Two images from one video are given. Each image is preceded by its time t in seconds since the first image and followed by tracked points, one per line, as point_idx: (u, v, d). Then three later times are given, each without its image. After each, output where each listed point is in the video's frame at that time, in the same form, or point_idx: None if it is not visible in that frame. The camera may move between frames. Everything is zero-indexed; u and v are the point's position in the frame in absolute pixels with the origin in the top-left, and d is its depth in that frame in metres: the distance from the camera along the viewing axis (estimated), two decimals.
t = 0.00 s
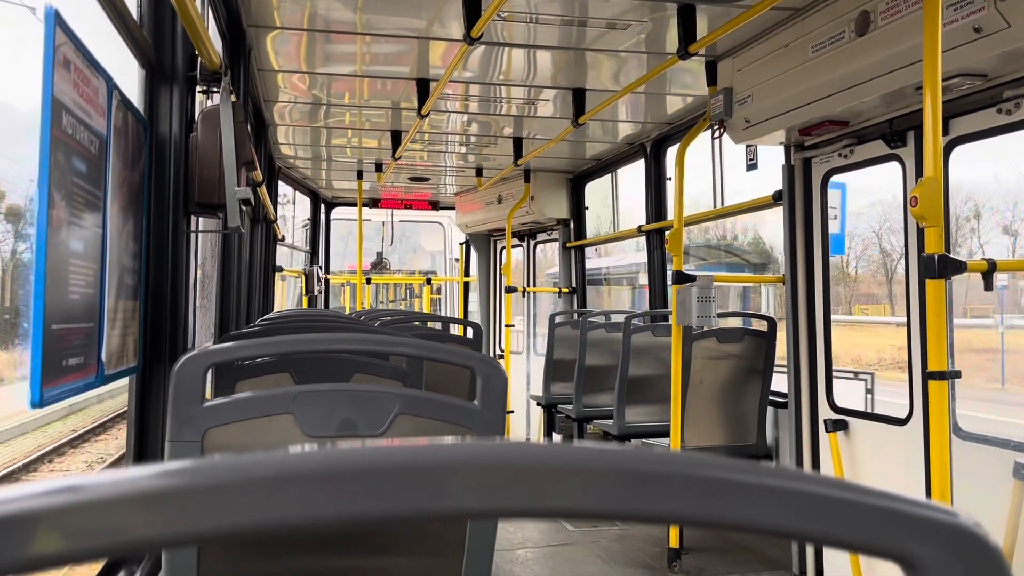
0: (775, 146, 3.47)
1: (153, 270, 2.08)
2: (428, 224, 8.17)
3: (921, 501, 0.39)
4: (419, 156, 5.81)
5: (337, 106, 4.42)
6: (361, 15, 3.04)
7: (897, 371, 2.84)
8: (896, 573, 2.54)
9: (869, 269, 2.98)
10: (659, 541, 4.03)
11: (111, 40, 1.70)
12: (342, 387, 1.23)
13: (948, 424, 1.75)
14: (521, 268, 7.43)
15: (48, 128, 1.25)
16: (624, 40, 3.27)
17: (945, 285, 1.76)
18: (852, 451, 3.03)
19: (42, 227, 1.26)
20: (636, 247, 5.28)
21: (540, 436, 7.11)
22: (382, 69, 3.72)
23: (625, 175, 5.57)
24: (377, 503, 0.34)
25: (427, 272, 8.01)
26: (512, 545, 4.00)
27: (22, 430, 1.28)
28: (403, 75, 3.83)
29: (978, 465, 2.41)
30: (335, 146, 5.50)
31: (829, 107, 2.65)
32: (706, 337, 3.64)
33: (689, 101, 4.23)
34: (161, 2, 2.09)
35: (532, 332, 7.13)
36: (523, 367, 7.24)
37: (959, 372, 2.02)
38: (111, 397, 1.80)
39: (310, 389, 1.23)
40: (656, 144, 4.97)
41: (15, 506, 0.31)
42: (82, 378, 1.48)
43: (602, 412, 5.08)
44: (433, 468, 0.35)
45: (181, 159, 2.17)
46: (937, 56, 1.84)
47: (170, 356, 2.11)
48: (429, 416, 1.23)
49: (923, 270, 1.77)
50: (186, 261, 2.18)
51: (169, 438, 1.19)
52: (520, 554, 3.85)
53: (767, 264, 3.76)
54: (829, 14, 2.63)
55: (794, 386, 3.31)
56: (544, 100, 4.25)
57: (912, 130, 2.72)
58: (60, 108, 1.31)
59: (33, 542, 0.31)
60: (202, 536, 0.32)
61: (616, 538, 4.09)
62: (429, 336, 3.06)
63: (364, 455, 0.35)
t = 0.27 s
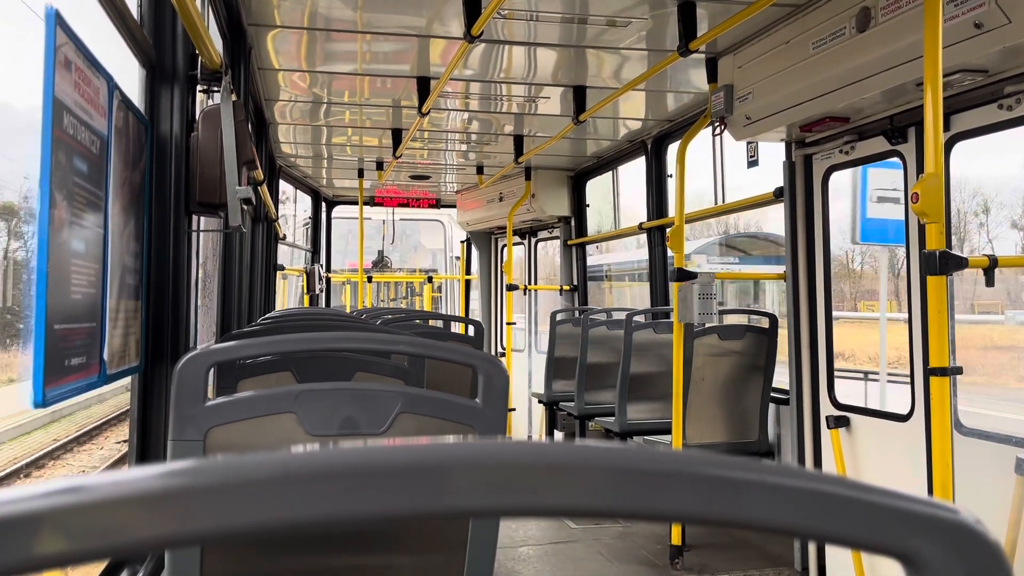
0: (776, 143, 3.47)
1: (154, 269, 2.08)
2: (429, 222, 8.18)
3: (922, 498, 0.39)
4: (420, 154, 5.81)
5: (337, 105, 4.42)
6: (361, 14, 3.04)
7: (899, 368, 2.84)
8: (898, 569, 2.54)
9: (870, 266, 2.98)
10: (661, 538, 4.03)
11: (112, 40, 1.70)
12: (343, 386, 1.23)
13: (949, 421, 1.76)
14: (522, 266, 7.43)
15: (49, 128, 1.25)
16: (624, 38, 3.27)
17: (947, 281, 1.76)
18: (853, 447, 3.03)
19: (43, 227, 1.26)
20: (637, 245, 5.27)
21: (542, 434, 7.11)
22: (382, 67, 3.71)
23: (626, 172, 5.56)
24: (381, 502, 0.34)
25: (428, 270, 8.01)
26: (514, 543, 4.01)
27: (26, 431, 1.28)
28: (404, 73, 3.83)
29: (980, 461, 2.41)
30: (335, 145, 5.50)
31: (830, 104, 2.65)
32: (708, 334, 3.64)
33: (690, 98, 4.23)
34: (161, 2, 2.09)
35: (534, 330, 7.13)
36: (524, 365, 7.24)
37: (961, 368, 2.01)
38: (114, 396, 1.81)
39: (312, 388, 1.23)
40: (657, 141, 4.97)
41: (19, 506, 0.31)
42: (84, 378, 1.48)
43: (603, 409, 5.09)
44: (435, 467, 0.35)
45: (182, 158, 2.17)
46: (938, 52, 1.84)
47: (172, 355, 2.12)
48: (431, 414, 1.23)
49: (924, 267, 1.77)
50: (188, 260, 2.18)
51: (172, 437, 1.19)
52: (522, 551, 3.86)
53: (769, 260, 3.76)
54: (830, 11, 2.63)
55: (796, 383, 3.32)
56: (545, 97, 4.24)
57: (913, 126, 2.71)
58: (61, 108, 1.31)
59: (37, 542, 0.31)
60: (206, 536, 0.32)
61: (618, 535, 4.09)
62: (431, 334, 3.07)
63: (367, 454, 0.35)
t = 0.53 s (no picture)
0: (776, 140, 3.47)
1: (155, 269, 2.08)
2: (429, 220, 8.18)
3: (921, 497, 0.39)
4: (421, 153, 5.81)
5: (337, 104, 4.42)
6: (360, 13, 3.04)
7: (899, 365, 2.84)
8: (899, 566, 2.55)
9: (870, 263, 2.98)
10: (663, 536, 4.04)
11: (112, 40, 1.70)
12: (345, 386, 1.24)
13: (950, 418, 1.76)
14: (522, 265, 7.43)
15: (49, 129, 1.26)
16: (624, 36, 3.27)
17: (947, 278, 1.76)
18: (854, 444, 3.03)
19: (45, 228, 1.26)
20: (638, 242, 5.27)
21: (543, 431, 7.11)
22: (382, 66, 3.71)
23: (626, 170, 5.56)
24: (382, 503, 0.34)
25: (429, 269, 8.01)
26: (516, 540, 4.02)
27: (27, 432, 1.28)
28: (404, 72, 3.83)
29: (981, 458, 2.41)
30: (335, 144, 5.50)
31: (829, 101, 2.65)
32: (709, 331, 3.64)
33: (690, 96, 4.23)
34: (160, 2, 2.10)
35: (535, 328, 7.13)
36: (525, 363, 7.24)
37: (961, 365, 2.01)
38: (116, 397, 1.81)
39: (313, 388, 1.23)
40: (657, 138, 4.97)
41: (23, 510, 0.31)
42: (85, 378, 1.49)
43: (604, 407, 5.09)
44: (435, 468, 0.35)
45: (182, 158, 2.17)
46: (937, 49, 1.83)
47: (173, 355, 2.12)
48: (432, 413, 1.23)
49: (924, 264, 1.77)
50: (188, 259, 2.19)
51: (173, 437, 1.19)
52: (524, 549, 3.87)
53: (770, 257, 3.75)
54: (829, 8, 2.62)
55: (797, 380, 3.32)
56: (545, 96, 4.24)
57: (913, 123, 2.71)
58: (61, 110, 1.31)
59: (41, 546, 0.31)
60: (208, 538, 0.33)
61: (620, 533, 4.10)
62: (432, 333, 3.07)
63: (368, 455, 0.35)
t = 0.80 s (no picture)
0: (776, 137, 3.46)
1: (154, 269, 2.08)
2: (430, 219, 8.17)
3: (915, 492, 0.39)
4: (420, 151, 5.81)
5: (337, 102, 4.42)
6: (359, 11, 3.03)
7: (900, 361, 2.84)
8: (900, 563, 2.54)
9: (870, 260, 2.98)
10: (664, 533, 4.04)
11: (109, 39, 1.70)
12: (344, 384, 1.24)
13: (950, 414, 1.76)
14: (523, 263, 7.42)
15: (46, 128, 1.25)
16: (623, 33, 3.27)
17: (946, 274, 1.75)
18: (855, 440, 3.03)
19: (42, 227, 1.26)
20: (638, 240, 5.27)
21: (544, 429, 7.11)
22: (381, 64, 3.71)
23: (626, 167, 5.55)
24: (378, 500, 0.34)
25: (429, 267, 8.01)
26: (517, 538, 4.02)
27: (26, 432, 1.27)
28: (403, 70, 3.82)
29: (981, 454, 2.41)
30: (335, 142, 5.49)
31: (829, 97, 2.64)
32: (709, 328, 3.64)
33: (689, 93, 4.22)
34: (158, 2, 2.09)
35: (535, 326, 7.13)
36: (526, 361, 7.24)
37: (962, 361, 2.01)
38: (116, 396, 1.81)
39: (312, 387, 1.23)
40: (657, 136, 4.96)
41: (19, 506, 0.31)
42: (84, 377, 1.49)
43: (605, 405, 5.09)
44: (432, 464, 0.35)
45: (180, 157, 2.17)
46: (936, 45, 1.83)
47: (173, 354, 2.12)
48: (431, 411, 1.23)
49: (924, 260, 1.77)
50: (187, 258, 2.18)
51: (172, 436, 1.19)
52: (525, 547, 3.87)
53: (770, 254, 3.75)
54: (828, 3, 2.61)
55: (797, 377, 3.32)
56: (544, 93, 4.24)
57: (912, 119, 2.71)
58: (58, 109, 1.31)
59: (34, 543, 0.31)
60: (204, 534, 0.32)
61: (621, 531, 4.10)
62: (432, 332, 3.07)
63: (364, 451, 0.35)
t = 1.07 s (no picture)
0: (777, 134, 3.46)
1: (154, 268, 2.08)
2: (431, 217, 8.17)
3: (915, 490, 0.38)
4: (421, 150, 5.81)
5: (337, 101, 4.41)
6: (359, 10, 3.03)
7: (902, 358, 2.84)
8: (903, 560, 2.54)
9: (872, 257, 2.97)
10: (666, 530, 4.04)
11: (108, 39, 1.70)
12: (345, 383, 1.24)
13: (951, 410, 1.75)
14: (524, 261, 7.42)
15: (45, 128, 1.25)
16: (623, 30, 3.26)
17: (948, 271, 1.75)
18: (857, 437, 3.02)
19: (42, 228, 1.26)
20: (639, 237, 5.27)
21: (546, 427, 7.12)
22: (382, 63, 3.71)
23: (627, 165, 5.55)
24: (379, 500, 0.34)
25: (430, 266, 8.01)
26: (520, 536, 4.02)
27: (25, 433, 1.26)
28: (403, 69, 3.82)
29: (983, 451, 2.40)
30: (336, 141, 5.49)
31: (831, 94, 2.63)
32: (710, 326, 3.64)
33: (690, 90, 4.21)
34: (157, 2, 2.09)
35: (537, 324, 7.13)
36: (528, 359, 7.24)
37: (964, 358, 2.01)
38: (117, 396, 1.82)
39: (313, 386, 1.23)
40: (658, 133, 4.96)
41: (18, 507, 0.31)
42: (85, 378, 1.49)
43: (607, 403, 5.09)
44: (432, 464, 0.34)
45: (180, 157, 2.17)
46: (937, 41, 1.82)
47: (174, 353, 2.12)
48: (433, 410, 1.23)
49: (925, 256, 1.77)
50: (188, 258, 2.18)
51: (172, 435, 1.19)
52: (528, 545, 3.87)
53: (772, 251, 3.75)
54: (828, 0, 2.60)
55: (799, 374, 3.31)
56: (545, 91, 4.23)
57: (913, 116, 2.70)
58: (57, 110, 1.31)
59: (32, 543, 0.31)
60: (204, 534, 0.32)
61: (623, 528, 4.10)
62: (433, 330, 3.07)
63: (365, 451, 0.35)
